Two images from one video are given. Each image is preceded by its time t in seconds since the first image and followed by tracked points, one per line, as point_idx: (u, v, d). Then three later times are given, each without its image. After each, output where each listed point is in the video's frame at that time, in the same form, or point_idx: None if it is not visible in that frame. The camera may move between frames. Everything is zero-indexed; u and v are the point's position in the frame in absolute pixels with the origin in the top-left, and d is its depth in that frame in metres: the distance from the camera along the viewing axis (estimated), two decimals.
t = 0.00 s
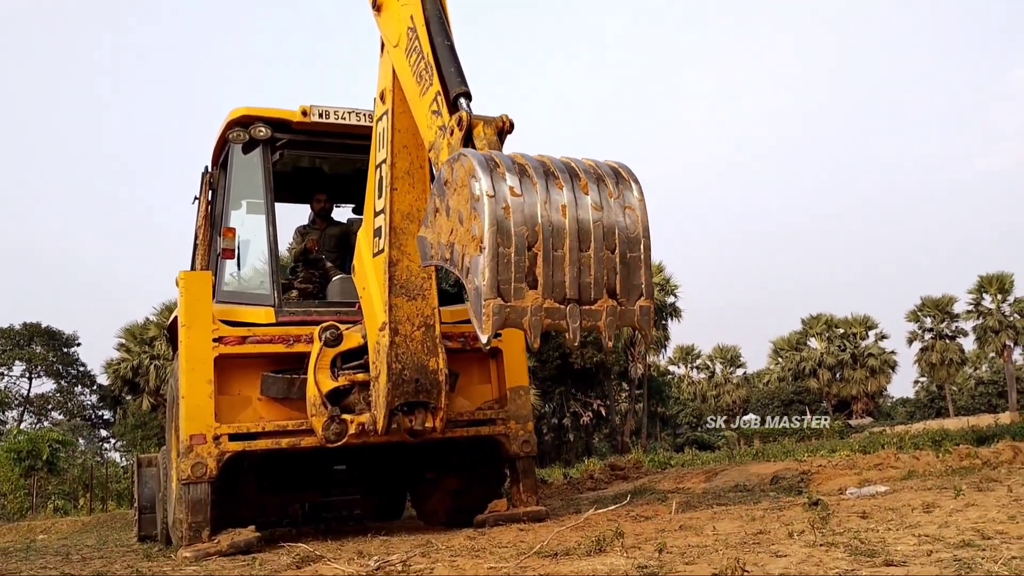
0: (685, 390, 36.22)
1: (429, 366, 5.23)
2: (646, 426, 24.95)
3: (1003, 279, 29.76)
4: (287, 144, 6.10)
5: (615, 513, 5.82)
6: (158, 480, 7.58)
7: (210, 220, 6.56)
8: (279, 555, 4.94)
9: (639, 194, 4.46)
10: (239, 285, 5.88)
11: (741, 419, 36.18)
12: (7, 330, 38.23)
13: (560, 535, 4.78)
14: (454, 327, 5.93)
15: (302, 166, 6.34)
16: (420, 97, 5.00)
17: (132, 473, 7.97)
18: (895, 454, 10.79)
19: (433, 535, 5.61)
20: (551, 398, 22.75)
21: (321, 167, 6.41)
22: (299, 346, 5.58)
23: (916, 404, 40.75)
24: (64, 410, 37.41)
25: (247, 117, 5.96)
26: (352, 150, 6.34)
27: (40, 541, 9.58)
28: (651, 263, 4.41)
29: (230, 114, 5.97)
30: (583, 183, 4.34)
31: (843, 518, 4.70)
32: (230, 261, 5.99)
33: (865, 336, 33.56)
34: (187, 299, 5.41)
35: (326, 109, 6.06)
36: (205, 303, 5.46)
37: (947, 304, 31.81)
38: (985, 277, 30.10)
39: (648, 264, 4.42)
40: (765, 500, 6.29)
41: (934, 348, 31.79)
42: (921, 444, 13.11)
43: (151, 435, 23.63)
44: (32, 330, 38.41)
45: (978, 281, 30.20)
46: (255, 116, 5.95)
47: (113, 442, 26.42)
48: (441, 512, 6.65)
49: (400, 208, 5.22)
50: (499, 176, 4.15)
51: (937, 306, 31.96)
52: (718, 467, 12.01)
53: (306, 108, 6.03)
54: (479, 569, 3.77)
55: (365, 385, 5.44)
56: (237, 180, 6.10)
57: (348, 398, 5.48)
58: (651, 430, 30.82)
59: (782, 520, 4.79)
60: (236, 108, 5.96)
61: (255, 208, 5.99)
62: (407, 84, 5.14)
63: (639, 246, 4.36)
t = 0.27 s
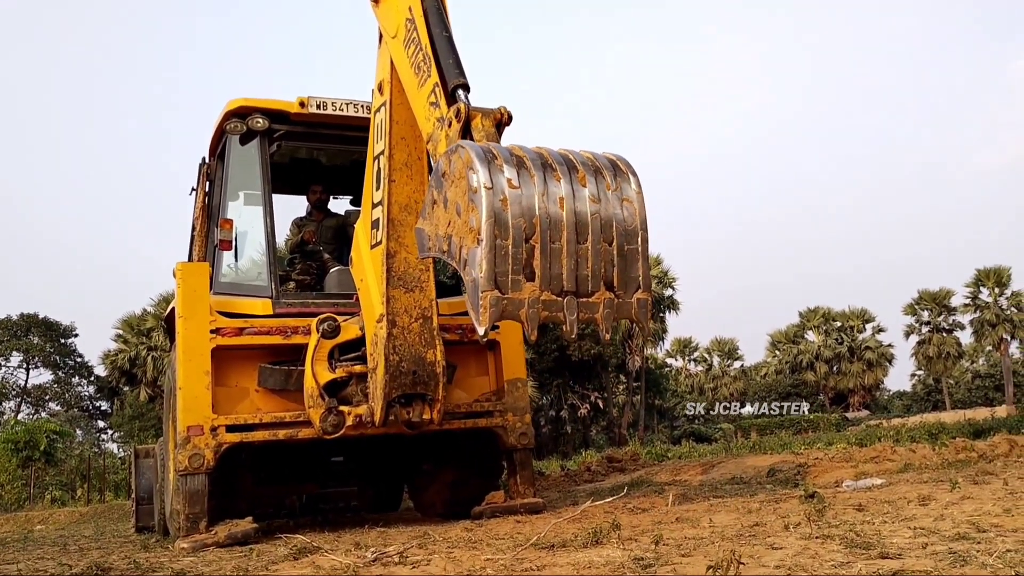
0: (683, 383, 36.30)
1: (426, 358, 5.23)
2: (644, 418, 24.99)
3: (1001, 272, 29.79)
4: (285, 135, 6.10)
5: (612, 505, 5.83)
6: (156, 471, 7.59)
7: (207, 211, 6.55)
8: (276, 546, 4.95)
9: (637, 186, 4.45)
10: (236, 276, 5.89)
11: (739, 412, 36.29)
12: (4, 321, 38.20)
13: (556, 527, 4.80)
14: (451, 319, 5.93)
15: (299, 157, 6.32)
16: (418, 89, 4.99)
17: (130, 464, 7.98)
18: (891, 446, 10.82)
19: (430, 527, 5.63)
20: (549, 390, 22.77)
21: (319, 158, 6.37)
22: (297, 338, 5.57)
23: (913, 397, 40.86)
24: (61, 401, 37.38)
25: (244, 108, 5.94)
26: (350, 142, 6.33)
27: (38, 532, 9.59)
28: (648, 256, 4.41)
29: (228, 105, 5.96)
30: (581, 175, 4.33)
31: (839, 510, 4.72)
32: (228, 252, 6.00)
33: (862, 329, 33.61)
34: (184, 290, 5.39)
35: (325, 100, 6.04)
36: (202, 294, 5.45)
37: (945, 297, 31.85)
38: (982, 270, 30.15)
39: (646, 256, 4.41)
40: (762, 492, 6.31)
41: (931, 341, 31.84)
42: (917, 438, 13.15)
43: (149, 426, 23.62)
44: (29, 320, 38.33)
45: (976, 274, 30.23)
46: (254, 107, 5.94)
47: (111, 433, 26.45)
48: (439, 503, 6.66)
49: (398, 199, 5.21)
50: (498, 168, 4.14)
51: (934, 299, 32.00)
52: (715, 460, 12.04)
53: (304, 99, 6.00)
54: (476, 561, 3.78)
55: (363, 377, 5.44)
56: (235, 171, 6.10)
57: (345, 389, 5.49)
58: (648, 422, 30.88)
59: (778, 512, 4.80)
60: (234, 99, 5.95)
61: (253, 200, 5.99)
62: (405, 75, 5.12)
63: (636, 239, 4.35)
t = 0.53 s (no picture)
0: (683, 376, 36.31)
1: (427, 350, 5.23)
2: (644, 411, 25.01)
3: (1002, 267, 29.76)
4: (286, 126, 6.10)
5: (612, 497, 5.84)
6: (157, 462, 7.61)
7: (208, 202, 6.55)
8: (277, 536, 4.97)
9: (639, 179, 4.45)
10: (237, 267, 5.88)
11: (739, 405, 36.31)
12: (5, 312, 38.23)
13: (556, 519, 4.81)
14: (452, 311, 5.94)
15: (301, 149, 6.30)
16: (420, 80, 4.98)
17: (131, 454, 8.00)
18: (892, 440, 10.83)
19: (431, 518, 5.64)
20: (549, 383, 22.76)
21: (320, 150, 6.37)
22: (298, 329, 5.58)
23: (914, 392, 40.86)
24: (63, 391, 37.43)
25: (246, 99, 5.94)
26: (351, 133, 6.32)
27: (39, 522, 9.63)
28: (650, 248, 4.40)
29: (229, 95, 5.94)
30: (583, 168, 4.32)
31: (839, 504, 4.72)
32: (229, 243, 5.98)
33: (863, 324, 33.60)
34: (185, 281, 5.39)
35: (327, 91, 6.04)
36: (204, 285, 5.45)
37: (946, 292, 31.83)
38: (983, 265, 30.12)
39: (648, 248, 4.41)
40: (762, 485, 6.32)
41: (932, 336, 31.83)
42: (918, 432, 13.15)
43: (150, 417, 23.66)
44: (31, 311, 38.34)
45: (977, 269, 30.20)
46: (256, 98, 5.93)
47: (112, 424, 26.50)
48: (439, 495, 6.68)
49: (399, 191, 5.21)
50: (500, 160, 4.14)
51: (935, 294, 31.98)
52: (715, 453, 12.05)
53: (306, 90, 6.00)
54: (476, 551, 3.79)
55: (364, 368, 5.45)
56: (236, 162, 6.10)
57: (346, 380, 5.49)
58: (649, 416, 30.91)
59: (778, 505, 4.81)
60: (235, 90, 5.93)
61: (254, 190, 5.98)
62: (407, 66, 5.11)
63: (638, 231, 4.35)
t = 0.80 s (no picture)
0: (684, 370, 36.33)
1: (428, 343, 5.23)
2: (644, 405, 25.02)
3: (1004, 263, 29.74)
4: (289, 118, 6.07)
5: (612, 491, 5.86)
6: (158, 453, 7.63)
7: (210, 193, 6.55)
8: (278, 527, 4.98)
9: (642, 173, 4.44)
10: (239, 259, 5.86)
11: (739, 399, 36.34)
12: (7, 301, 38.27)
13: (557, 512, 4.82)
14: (453, 304, 5.93)
15: (303, 141, 6.31)
16: (424, 73, 4.97)
17: (132, 445, 8.02)
18: (892, 436, 10.85)
19: (431, 510, 5.66)
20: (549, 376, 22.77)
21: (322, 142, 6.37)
22: (300, 321, 5.58)
23: (914, 387, 40.89)
24: (64, 381, 37.50)
25: (249, 90, 5.91)
26: (353, 125, 6.31)
27: (40, 512, 9.65)
28: (652, 243, 4.40)
29: (232, 87, 5.92)
30: (586, 162, 4.32)
31: (839, 499, 4.73)
32: (230, 235, 5.97)
33: (864, 319, 33.60)
34: (187, 272, 5.40)
35: (329, 83, 6.03)
36: (206, 277, 5.46)
37: (947, 288, 31.82)
38: (985, 262, 30.09)
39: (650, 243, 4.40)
40: (762, 480, 6.33)
41: (933, 331, 31.84)
42: (917, 427, 13.18)
43: (151, 407, 23.70)
44: (32, 301, 38.37)
45: (979, 265, 30.18)
46: (258, 90, 5.90)
47: (113, 414, 26.55)
48: (440, 487, 6.69)
49: (401, 184, 5.20)
50: (503, 154, 4.14)
51: (937, 290, 31.97)
52: (715, 448, 12.07)
53: (309, 82, 5.98)
54: (476, 544, 3.79)
55: (365, 360, 5.45)
56: (238, 154, 6.09)
57: (348, 373, 5.50)
58: (649, 409, 30.96)
59: (778, 500, 4.82)
60: (238, 81, 5.90)
61: (256, 182, 5.98)
62: (410, 59, 5.10)
63: (640, 225, 4.34)
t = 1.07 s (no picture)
0: (683, 365, 36.35)
1: (428, 335, 5.23)
2: (643, 399, 25.05)
3: (1005, 260, 29.74)
4: (290, 109, 6.09)
5: (610, 484, 5.87)
6: (157, 443, 7.64)
7: (211, 183, 6.54)
8: (277, 518, 4.99)
9: (643, 167, 4.44)
10: (239, 250, 5.87)
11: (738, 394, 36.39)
12: (6, 291, 38.25)
13: (555, 505, 4.83)
14: (453, 297, 5.93)
15: (304, 133, 6.32)
16: (425, 65, 4.96)
17: (132, 435, 8.03)
18: (890, 431, 10.87)
19: (430, 502, 5.67)
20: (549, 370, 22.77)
21: (322, 134, 6.35)
22: (300, 313, 5.58)
23: (913, 383, 40.93)
24: (63, 371, 37.53)
25: (250, 82, 5.90)
26: (354, 117, 6.31)
27: (39, 501, 9.67)
28: (652, 237, 4.40)
29: (233, 78, 5.91)
30: (587, 155, 4.31)
31: (837, 494, 4.74)
32: (230, 226, 5.96)
33: (863, 315, 33.61)
34: (187, 262, 5.40)
35: (331, 75, 6.01)
36: (206, 268, 5.46)
37: (947, 285, 31.83)
38: (986, 258, 30.09)
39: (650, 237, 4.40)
40: (760, 475, 6.34)
41: (932, 328, 31.86)
42: (916, 423, 13.20)
43: (150, 398, 23.72)
44: (32, 291, 38.33)
45: (979, 262, 30.18)
46: (259, 81, 5.90)
47: (113, 404, 26.57)
48: (439, 480, 6.71)
49: (402, 176, 5.20)
50: (504, 147, 4.13)
51: (937, 286, 31.98)
52: (713, 442, 12.08)
53: (310, 73, 5.97)
54: (475, 536, 3.80)
55: (365, 352, 5.45)
56: (239, 145, 6.08)
57: (347, 364, 5.50)
58: (648, 403, 31.00)
59: (777, 494, 4.83)
60: (239, 72, 5.90)
61: (257, 173, 5.98)
62: (412, 51, 5.10)
63: (641, 219, 4.34)
